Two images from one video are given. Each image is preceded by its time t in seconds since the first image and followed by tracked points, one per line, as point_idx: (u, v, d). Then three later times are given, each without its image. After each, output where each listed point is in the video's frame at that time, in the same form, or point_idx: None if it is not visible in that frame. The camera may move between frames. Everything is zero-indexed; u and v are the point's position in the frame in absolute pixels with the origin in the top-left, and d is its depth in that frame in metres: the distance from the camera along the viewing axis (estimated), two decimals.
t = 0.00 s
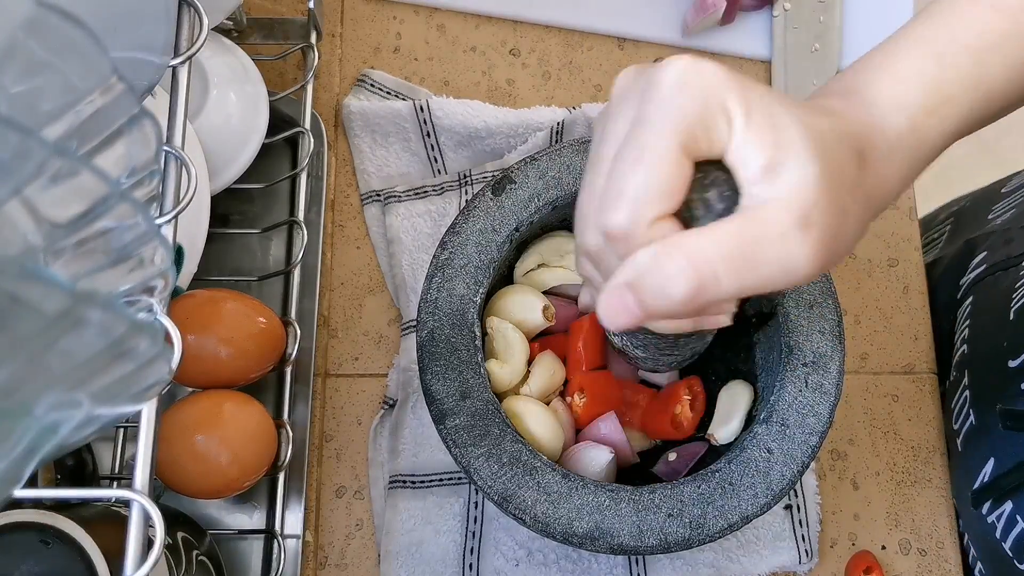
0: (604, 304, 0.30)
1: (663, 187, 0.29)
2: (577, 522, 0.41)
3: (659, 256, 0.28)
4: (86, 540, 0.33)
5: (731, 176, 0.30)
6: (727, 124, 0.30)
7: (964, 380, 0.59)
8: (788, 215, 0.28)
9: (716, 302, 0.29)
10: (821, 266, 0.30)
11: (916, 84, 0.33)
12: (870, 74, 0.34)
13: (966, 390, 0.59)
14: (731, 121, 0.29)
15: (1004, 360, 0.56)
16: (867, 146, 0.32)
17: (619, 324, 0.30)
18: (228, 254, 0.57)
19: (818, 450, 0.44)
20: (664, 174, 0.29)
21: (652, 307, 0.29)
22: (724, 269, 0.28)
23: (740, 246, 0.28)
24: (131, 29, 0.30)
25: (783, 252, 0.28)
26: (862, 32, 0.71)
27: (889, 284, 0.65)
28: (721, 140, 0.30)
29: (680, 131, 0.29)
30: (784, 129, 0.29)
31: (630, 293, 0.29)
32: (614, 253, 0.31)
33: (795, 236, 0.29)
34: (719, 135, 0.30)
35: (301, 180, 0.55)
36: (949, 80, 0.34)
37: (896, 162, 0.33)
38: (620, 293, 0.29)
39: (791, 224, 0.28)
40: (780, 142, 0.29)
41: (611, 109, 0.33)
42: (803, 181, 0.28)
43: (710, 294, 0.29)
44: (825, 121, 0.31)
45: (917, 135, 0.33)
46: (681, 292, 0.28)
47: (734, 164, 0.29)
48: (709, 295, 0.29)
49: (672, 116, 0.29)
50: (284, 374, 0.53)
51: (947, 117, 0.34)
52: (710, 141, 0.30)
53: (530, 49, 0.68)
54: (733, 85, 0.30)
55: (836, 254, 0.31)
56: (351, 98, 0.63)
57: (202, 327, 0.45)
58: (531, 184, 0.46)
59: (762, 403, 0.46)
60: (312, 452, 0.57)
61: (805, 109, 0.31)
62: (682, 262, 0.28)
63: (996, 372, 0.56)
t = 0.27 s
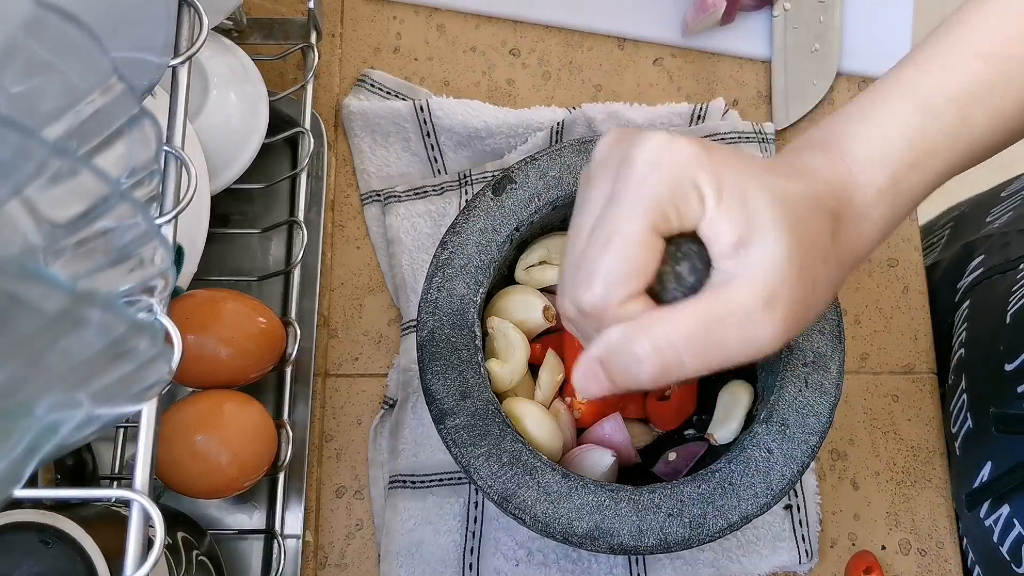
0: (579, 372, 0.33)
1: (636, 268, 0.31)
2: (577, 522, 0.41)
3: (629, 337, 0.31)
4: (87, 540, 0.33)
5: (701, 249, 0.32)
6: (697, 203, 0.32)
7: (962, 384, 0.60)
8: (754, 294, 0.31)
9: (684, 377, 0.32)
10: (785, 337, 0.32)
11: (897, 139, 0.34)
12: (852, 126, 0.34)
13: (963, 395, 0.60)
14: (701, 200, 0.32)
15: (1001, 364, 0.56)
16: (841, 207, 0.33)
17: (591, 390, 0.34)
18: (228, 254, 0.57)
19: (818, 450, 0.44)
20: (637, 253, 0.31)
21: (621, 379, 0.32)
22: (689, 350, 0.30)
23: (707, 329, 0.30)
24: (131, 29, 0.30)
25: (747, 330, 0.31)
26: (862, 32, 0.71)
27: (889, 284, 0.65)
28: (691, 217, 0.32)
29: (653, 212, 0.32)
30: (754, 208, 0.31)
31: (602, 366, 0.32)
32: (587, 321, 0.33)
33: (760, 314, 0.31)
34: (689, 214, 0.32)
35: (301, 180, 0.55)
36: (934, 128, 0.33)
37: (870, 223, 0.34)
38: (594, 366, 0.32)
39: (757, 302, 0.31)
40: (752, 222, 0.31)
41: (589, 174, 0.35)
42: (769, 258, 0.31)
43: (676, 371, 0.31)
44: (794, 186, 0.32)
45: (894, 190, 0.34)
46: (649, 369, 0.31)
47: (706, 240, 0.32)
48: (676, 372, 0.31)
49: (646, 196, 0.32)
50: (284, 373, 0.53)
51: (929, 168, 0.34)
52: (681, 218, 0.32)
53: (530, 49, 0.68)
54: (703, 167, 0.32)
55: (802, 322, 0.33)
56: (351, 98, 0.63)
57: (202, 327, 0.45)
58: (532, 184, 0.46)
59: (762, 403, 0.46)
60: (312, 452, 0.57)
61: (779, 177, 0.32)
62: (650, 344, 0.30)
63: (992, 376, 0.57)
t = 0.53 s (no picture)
0: (592, 376, 0.35)
1: (644, 275, 0.33)
2: (578, 522, 0.41)
3: (637, 346, 0.32)
4: (86, 540, 0.33)
5: (709, 254, 0.33)
6: (703, 209, 0.32)
7: (961, 390, 0.59)
8: (762, 300, 0.31)
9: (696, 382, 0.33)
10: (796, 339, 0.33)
11: (897, 138, 0.33)
12: (853, 124, 0.34)
13: (963, 400, 0.59)
14: (707, 206, 0.32)
15: (998, 368, 0.56)
16: (844, 207, 0.33)
17: (606, 395, 0.36)
18: (228, 254, 0.57)
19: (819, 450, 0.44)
20: (643, 261, 0.33)
21: (633, 385, 0.34)
22: (698, 356, 0.32)
23: (713, 336, 0.31)
24: (131, 29, 0.30)
25: (755, 335, 0.32)
26: (862, 32, 0.71)
27: (889, 284, 0.65)
28: (698, 224, 0.33)
29: (659, 220, 0.33)
30: (759, 212, 0.32)
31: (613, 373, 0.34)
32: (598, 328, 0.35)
33: (769, 321, 0.32)
34: (696, 219, 0.33)
35: (301, 180, 0.55)
36: (934, 126, 0.33)
37: (872, 220, 0.34)
38: (605, 373, 0.34)
39: (766, 308, 0.31)
40: (758, 227, 0.32)
41: (598, 178, 0.36)
42: (774, 266, 0.31)
43: (687, 376, 0.33)
44: (798, 186, 0.32)
45: (896, 187, 0.34)
46: (661, 376, 0.32)
47: (714, 245, 0.33)
48: (687, 378, 0.33)
49: (652, 202, 0.33)
50: (284, 373, 0.53)
51: (930, 165, 0.34)
52: (687, 224, 0.33)
53: (530, 49, 0.68)
54: (708, 172, 0.32)
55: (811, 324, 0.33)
56: (351, 98, 0.63)
57: (202, 327, 0.45)
58: (533, 184, 0.46)
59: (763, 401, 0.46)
60: (312, 452, 0.57)
61: (784, 178, 0.33)
62: (659, 352, 0.32)
63: (990, 381, 0.56)
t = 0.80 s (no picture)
0: (582, 333, 0.32)
1: (635, 219, 0.31)
2: (577, 522, 0.41)
3: (628, 287, 0.29)
4: (86, 540, 0.33)
5: (702, 201, 0.31)
6: (693, 152, 0.31)
7: (983, 404, 0.59)
8: (760, 238, 0.29)
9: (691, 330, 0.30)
10: (798, 289, 0.31)
11: (901, 99, 0.34)
12: (855, 85, 0.34)
13: (985, 413, 0.59)
14: (697, 149, 0.31)
15: None
16: (846, 159, 0.33)
17: (597, 354, 0.32)
18: (228, 254, 0.57)
19: (818, 450, 0.44)
20: (632, 203, 0.31)
21: (626, 339, 0.30)
22: (695, 296, 0.29)
23: (711, 273, 0.29)
24: (131, 29, 0.30)
25: (756, 275, 0.29)
26: (862, 32, 0.71)
27: (889, 284, 0.65)
28: (689, 169, 0.31)
29: (647, 161, 0.31)
30: (752, 156, 0.31)
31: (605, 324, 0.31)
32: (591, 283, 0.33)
33: (769, 260, 0.29)
34: (687, 163, 0.31)
35: (301, 180, 0.55)
36: (937, 88, 0.34)
37: (880, 175, 0.34)
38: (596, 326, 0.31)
39: (765, 248, 0.29)
40: (751, 169, 0.30)
41: (584, 140, 0.35)
42: (771, 205, 0.30)
43: (683, 323, 0.30)
44: (797, 139, 0.32)
45: (901, 147, 0.34)
46: (655, 321, 0.29)
47: (706, 191, 0.31)
48: (683, 325, 0.30)
49: (640, 146, 0.31)
50: (284, 373, 0.53)
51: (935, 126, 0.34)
52: (679, 168, 0.31)
53: (530, 49, 0.68)
54: (698, 116, 0.31)
55: (814, 273, 0.31)
56: (351, 98, 0.63)
57: (202, 327, 0.45)
58: (531, 184, 0.46)
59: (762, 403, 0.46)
60: (312, 452, 0.57)
61: (778, 130, 0.32)
62: (653, 291, 0.29)
63: (1016, 395, 0.56)
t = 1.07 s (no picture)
0: (573, 343, 0.34)
1: (620, 235, 0.33)
2: (577, 522, 0.41)
3: (613, 304, 0.32)
4: (86, 540, 0.33)
5: (686, 218, 0.33)
6: (677, 172, 0.33)
7: (983, 407, 0.59)
8: (741, 255, 0.31)
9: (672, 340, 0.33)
10: (778, 299, 0.33)
11: (883, 114, 0.34)
12: (839, 102, 0.35)
13: (986, 417, 0.59)
14: (681, 169, 0.33)
15: None
16: (826, 177, 0.34)
17: (587, 364, 0.35)
18: (228, 254, 0.57)
19: (818, 450, 0.44)
20: (617, 222, 0.33)
21: (612, 347, 0.33)
22: (675, 311, 0.31)
23: (690, 289, 0.31)
24: (131, 29, 0.30)
25: (734, 291, 0.31)
26: (862, 32, 0.71)
27: (889, 284, 0.65)
28: (672, 187, 0.33)
29: (631, 182, 0.33)
30: (734, 175, 0.32)
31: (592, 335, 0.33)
32: (578, 295, 0.35)
33: (748, 275, 0.31)
34: (669, 182, 0.33)
35: (301, 180, 0.55)
36: (919, 104, 0.34)
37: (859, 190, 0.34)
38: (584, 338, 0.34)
39: (745, 264, 0.31)
40: (732, 185, 0.32)
41: (575, 152, 0.36)
42: (750, 222, 0.31)
43: (665, 334, 0.32)
44: (780, 155, 0.33)
45: (881, 163, 0.34)
46: (638, 333, 0.32)
47: (690, 207, 0.33)
48: (665, 335, 0.32)
49: (625, 167, 0.33)
50: (284, 373, 0.53)
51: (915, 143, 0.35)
52: (662, 188, 0.33)
53: (530, 49, 0.68)
54: (681, 137, 0.33)
55: (792, 286, 0.33)
56: (351, 98, 0.63)
57: (202, 327, 0.45)
58: (531, 184, 0.46)
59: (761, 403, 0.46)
60: (312, 452, 0.57)
61: (762, 146, 0.33)
62: (635, 308, 0.31)
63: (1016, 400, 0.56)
